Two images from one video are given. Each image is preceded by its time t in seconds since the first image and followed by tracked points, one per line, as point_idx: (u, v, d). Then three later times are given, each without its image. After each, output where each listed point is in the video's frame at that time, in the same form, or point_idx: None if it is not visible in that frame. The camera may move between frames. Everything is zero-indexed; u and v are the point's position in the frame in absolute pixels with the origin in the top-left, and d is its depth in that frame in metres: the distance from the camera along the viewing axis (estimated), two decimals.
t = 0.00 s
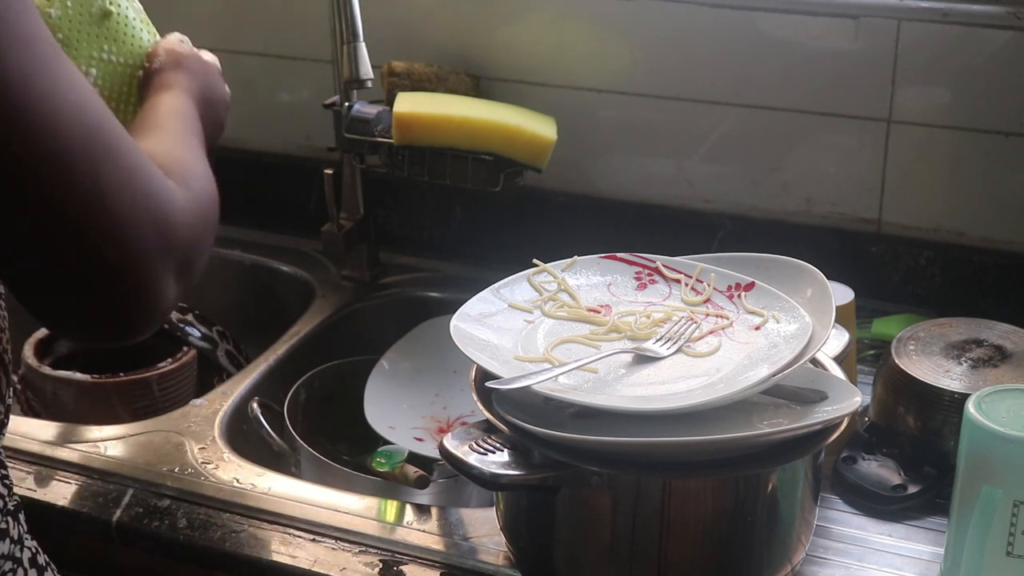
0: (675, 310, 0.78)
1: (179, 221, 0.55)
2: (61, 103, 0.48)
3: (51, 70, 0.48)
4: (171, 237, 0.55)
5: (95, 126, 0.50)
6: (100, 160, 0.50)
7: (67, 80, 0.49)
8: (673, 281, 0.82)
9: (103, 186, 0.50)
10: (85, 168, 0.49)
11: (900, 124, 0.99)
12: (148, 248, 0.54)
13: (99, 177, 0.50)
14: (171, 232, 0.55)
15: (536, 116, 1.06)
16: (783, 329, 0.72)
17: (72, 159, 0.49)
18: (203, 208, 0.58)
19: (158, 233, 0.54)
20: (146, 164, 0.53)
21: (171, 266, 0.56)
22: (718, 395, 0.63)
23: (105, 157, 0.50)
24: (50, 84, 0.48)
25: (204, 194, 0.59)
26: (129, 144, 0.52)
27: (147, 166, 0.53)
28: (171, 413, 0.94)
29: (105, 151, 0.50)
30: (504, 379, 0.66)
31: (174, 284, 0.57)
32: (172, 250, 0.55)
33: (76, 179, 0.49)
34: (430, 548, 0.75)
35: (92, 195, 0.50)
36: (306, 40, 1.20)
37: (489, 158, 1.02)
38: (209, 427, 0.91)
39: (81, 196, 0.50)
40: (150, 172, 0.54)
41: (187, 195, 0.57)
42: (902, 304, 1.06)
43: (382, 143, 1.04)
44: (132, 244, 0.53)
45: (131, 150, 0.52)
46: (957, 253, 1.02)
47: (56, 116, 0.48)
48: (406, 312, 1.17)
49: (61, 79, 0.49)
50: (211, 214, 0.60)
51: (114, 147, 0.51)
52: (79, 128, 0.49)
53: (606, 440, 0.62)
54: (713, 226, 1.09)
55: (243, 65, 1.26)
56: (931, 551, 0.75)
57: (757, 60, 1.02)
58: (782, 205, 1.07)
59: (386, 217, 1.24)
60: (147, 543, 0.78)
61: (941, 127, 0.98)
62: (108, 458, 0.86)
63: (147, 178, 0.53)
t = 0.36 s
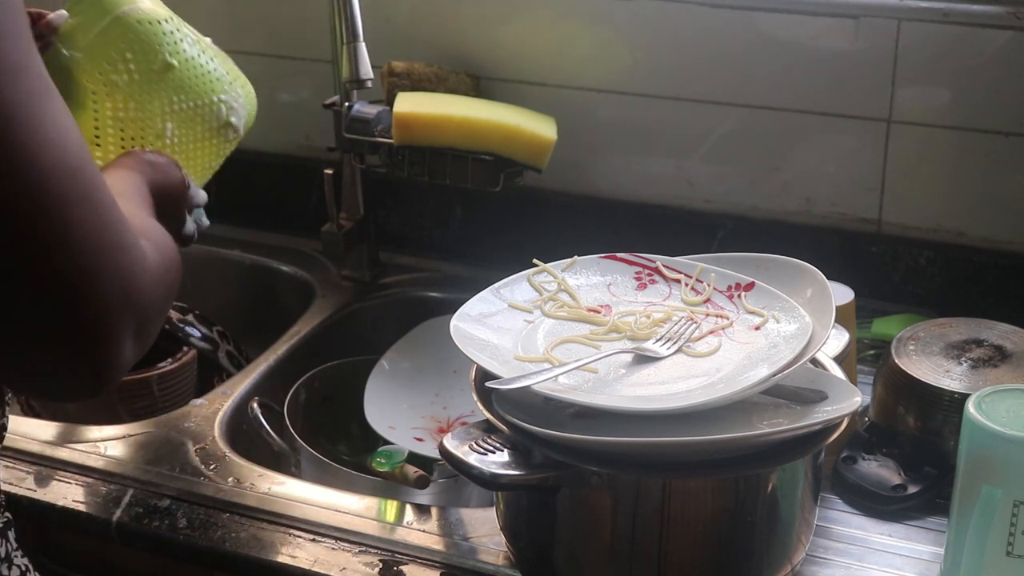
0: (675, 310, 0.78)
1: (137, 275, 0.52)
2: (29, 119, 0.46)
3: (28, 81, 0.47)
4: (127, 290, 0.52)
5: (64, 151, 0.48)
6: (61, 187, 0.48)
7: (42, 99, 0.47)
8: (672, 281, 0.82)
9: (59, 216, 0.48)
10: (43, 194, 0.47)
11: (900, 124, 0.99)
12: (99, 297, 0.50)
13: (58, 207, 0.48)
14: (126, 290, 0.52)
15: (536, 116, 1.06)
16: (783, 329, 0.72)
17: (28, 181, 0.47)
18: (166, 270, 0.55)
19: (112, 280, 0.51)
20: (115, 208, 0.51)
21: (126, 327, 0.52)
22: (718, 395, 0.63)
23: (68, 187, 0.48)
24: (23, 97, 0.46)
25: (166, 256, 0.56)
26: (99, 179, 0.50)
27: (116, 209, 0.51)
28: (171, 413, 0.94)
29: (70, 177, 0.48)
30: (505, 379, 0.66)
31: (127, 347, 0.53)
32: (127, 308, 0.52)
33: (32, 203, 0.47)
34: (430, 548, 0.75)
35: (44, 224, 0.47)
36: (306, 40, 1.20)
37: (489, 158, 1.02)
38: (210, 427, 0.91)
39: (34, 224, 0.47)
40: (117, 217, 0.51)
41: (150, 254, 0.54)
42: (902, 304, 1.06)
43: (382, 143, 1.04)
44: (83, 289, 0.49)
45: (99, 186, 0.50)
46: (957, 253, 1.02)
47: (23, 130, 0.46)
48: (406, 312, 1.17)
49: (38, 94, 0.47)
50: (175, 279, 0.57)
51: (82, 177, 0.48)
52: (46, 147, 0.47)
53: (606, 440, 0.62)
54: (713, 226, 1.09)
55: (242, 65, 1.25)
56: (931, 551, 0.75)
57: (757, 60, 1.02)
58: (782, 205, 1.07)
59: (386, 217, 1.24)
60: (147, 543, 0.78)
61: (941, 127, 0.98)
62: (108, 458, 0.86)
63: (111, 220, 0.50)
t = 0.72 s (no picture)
0: (676, 310, 0.78)
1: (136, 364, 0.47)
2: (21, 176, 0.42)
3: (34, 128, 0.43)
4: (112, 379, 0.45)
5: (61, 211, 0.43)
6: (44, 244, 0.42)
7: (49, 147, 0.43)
8: (673, 281, 0.82)
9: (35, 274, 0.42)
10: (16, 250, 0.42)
11: (900, 124, 0.99)
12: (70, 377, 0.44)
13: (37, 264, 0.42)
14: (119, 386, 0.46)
15: (536, 116, 1.06)
16: (783, 329, 0.72)
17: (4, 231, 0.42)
18: (176, 361, 0.49)
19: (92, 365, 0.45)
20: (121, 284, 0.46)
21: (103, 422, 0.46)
22: (718, 395, 0.63)
23: (52, 255, 0.43)
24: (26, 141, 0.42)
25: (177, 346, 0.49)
26: (104, 248, 0.45)
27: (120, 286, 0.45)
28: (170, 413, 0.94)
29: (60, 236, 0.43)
30: (504, 379, 0.66)
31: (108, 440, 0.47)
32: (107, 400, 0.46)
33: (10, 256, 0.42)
34: (430, 548, 0.75)
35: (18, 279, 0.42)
36: (306, 40, 1.20)
37: (489, 158, 1.02)
38: (210, 427, 0.91)
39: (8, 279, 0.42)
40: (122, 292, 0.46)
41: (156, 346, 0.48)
42: (902, 304, 1.06)
43: (382, 143, 1.04)
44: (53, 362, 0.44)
45: (101, 255, 0.44)
46: (957, 253, 1.02)
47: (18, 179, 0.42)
48: (406, 312, 1.17)
49: (41, 146, 0.43)
50: (190, 378, 0.50)
51: (75, 247, 0.43)
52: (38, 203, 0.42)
53: (606, 440, 0.62)
54: (713, 226, 1.09)
55: (242, 65, 1.25)
56: (931, 551, 0.75)
57: (757, 61, 1.02)
58: (782, 205, 1.07)
59: (386, 217, 1.24)
60: (147, 543, 0.78)
61: (941, 127, 0.98)
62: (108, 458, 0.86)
63: (111, 296, 0.45)
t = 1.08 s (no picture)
0: (676, 310, 0.78)
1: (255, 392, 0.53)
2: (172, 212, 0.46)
3: (167, 170, 0.46)
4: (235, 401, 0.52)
5: (188, 249, 0.47)
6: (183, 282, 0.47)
7: (167, 185, 0.46)
8: (673, 281, 0.82)
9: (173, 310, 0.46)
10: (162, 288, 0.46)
11: (900, 124, 0.99)
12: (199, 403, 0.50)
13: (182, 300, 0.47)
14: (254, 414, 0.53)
15: (536, 116, 1.06)
16: (783, 329, 0.72)
17: (158, 271, 0.45)
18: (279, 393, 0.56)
19: (208, 388, 0.50)
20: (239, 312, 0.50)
21: (234, 438, 0.53)
22: (718, 395, 0.63)
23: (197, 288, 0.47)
24: (159, 183, 0.45)
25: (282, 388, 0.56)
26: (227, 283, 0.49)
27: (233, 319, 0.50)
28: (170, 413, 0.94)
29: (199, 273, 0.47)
30: (505, 379, 0.66)
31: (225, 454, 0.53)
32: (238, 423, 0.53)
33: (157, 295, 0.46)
34: (430, 548, 0.75)
35: (161, 315, 0.46)
36: (306, 40, 1.20)
37: (488, 158, 1.02)
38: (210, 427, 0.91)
39: (152, 318, 0.46)
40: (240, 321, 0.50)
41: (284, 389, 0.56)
42: (902, 304, 1.06)
43: (382, 143, 1.04)
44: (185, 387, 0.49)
45: (212, 284, 0.48)
46: (957, 253, 1.02)
47: (163, 224, 0.46)
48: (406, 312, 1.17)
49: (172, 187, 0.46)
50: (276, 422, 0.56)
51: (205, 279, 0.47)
52: (178, 244, 0.46)
53: (606, 440, 0.62)
54: (713, 226, 1.09)
55: (242, 65, 1.26)
56: (931, 550, 0.75)
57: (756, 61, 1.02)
58: (782, 205, 1.07)
59: (386, 217, 1.23)
60: (147, 543, 0.78)
61: (941, 127, 0.98)
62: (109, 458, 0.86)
63: (226, 323, 0.49)
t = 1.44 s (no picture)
0: (676, 310, 0.78)
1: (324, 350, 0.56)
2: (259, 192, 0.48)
3: (251, 150, 0.47)
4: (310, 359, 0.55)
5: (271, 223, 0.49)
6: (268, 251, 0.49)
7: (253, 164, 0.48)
8: (673, 281, 0.82)
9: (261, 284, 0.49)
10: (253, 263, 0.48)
11: (900, 124, 0.99)
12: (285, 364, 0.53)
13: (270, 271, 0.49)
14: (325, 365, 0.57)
15: (536, 116, 1.06)
16: (783, 329, 0.72)
17: (251, 252, 0.47)
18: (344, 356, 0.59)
19: (290, 349, 0.53)
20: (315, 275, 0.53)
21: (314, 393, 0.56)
22: (717, 396, 0.63)
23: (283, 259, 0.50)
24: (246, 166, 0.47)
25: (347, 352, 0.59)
26: (304, 249, 0.51)
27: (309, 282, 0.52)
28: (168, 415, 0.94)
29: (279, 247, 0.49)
30: (504, 379, 0.66)
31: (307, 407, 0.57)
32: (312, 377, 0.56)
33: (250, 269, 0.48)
34: (431, 549, 0.75)
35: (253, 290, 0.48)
36: (305, 40, 1.20)
37: (488, 158, 1.02)
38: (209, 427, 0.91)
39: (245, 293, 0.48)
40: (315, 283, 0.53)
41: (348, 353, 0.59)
42: (902, 304, 1.06)
43: (382, 143, 1.04)
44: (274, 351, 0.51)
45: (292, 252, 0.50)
46: (957, 253, 1.02)
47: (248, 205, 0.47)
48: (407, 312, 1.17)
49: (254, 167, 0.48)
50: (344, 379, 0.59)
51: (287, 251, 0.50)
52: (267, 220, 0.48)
53: (606, 440, 0.62)
54: (713, 227, 1.09)
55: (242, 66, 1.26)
56: (932, 551, 0.75)
57: (756, 61, 1.02)
58: (782, 205, 1.07)
59: (386, 218, 1.23)
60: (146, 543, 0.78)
61: (941, 127, 0.98)
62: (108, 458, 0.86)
63: (301, 286, 0.51)
